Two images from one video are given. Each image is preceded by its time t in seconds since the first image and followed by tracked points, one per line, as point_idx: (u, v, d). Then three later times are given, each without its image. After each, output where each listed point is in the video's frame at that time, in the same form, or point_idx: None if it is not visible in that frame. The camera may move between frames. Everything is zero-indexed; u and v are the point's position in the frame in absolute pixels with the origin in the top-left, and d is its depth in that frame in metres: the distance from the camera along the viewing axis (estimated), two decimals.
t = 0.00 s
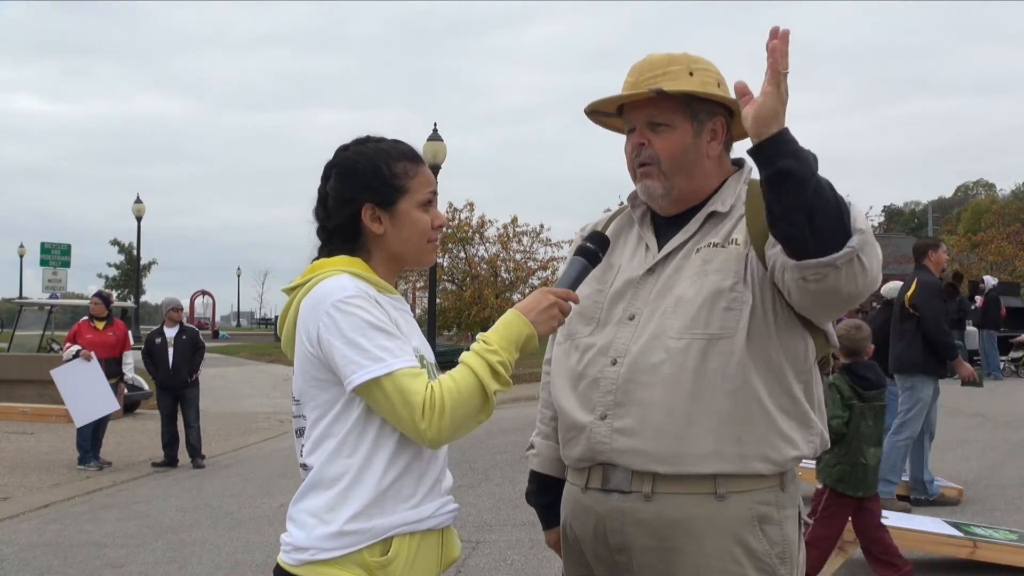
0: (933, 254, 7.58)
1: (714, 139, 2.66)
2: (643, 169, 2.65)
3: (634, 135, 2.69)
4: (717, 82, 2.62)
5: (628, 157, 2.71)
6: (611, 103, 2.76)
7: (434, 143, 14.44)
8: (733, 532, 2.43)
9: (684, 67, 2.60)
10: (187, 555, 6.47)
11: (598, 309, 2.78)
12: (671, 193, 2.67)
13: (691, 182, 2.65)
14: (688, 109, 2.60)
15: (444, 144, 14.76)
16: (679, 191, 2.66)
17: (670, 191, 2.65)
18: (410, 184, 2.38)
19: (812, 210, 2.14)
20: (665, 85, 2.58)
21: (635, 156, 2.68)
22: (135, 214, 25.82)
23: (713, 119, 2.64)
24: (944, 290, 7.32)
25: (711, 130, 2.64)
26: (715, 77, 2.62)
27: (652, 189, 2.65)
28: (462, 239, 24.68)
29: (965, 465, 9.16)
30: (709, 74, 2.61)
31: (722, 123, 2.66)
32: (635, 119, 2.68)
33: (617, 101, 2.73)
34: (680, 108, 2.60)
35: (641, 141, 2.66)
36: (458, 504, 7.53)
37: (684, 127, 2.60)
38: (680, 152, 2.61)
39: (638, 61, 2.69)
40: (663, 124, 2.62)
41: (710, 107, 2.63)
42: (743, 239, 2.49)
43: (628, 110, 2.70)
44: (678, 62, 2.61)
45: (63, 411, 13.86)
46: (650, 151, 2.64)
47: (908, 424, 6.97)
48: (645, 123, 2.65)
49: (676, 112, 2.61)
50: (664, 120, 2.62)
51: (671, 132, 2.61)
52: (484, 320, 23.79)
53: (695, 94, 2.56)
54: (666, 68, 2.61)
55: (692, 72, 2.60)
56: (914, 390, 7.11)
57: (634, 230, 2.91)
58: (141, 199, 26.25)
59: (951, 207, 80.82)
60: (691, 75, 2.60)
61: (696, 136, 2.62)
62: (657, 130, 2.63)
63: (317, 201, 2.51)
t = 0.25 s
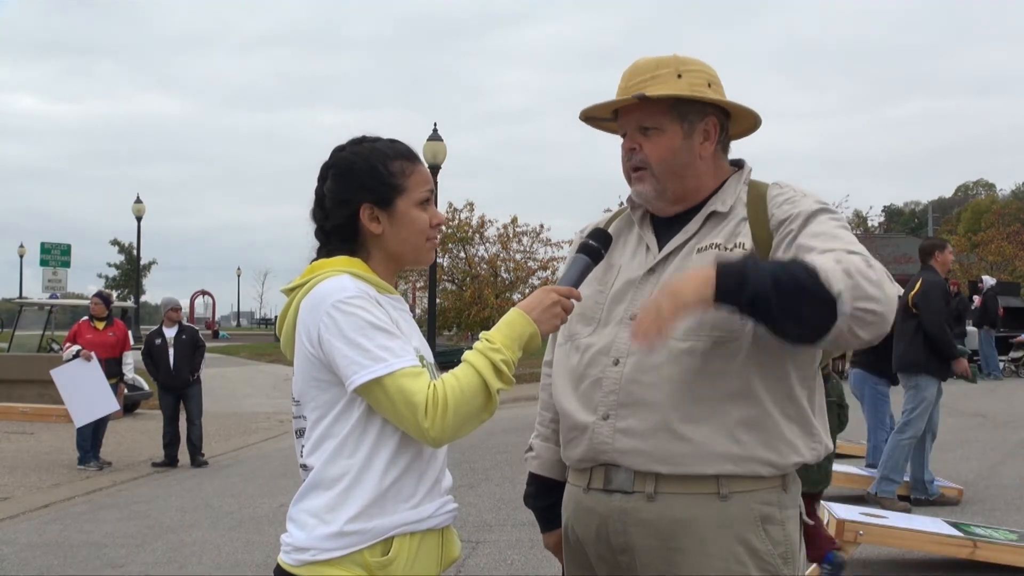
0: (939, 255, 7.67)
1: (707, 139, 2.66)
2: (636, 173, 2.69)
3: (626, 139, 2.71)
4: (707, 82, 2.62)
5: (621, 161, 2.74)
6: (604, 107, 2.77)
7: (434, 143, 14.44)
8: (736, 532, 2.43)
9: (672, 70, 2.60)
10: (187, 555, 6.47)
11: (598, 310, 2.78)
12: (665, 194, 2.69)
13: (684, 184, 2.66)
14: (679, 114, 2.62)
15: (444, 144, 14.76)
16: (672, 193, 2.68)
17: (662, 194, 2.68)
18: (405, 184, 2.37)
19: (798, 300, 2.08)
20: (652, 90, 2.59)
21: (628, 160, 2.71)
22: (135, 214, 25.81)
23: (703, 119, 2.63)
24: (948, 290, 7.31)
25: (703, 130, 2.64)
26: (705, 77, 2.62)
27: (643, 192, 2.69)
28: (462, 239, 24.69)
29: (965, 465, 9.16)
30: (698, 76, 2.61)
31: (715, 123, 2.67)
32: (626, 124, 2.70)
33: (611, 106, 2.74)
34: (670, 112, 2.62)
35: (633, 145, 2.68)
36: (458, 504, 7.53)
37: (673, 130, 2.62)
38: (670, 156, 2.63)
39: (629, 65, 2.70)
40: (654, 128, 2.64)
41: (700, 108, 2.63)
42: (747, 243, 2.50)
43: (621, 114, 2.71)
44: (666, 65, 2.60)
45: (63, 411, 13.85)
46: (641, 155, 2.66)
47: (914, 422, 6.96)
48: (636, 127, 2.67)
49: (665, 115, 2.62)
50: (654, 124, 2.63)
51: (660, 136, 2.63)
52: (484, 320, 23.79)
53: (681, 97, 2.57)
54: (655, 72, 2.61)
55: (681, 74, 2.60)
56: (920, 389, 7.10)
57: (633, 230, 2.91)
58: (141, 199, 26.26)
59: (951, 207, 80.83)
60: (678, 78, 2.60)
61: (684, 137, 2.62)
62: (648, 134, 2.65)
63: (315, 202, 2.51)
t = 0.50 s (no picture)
0: (949, 256, 7.68)
1: (693, 141, 2.65)
2: (622, 176, 2.71)
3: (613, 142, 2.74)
4: (692, 83, 2.60)
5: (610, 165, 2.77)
6: (597, 111, 2.79)
7: (434, 143, 14.44)
8: (729, 533, 2.41)
9: (654, 73, 2.60)
10: (187, 555, 6.47)
11: (595, 311, 2.78)
12: (650, 196, 2.70)
13: (669, 187, 2.66)
14: (662, 116, 2.62)
15: (444, 144, 14.76)
16: (658, 195, 2.69)
17: (647, 195, 2.70)
18: (406, 184, 2.37)
19: (846, 452, 2.22)
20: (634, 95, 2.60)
21: (615, 163, 2.73)
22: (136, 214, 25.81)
23: (687, 121, 2.63)
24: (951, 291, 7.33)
25: (688, 132, 2.64)
26: (690, 79, 2.60)
27: (627, 193, 2.72)
28: (462, 239, 24.69)
29: (965, 465, 9.16)
30: (681, 77, 2.59)
31: (701, 125, 2.65)
32: (613, 127, 2.72)
33: (602, 109, 2.75)
34: (655, 115, 2.62)
35: (620, 149, 2.70)
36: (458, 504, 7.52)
37: (655, 134, 2.63)
38: (652, 160, 2.64)
39: (618, 69, 2.71)
40: (638, 132, 2.65)
41: (684, 110, 2.63)
42: (743, 249, 2.50)
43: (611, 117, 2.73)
44: (648, 68, 2.61)
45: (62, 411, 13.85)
46: (626, 159, 2.69)
47: (915, 422, 6.97)
48: (621, 131, 2.68)
49: (649, 119, 2.63)
50: (637, 128, 2.65)
51: (644, 139, 2.64)
52: (484, 320, 23.79)
53: (661, 100, 2.57)
54: (639, 75, 2.62)
55: (664, 77, 2.60)
56: (920, 389, 7.11)
57: (630, 233, 2.90)
58: (141, 200, 26.26)
59: (951, 207, 80.83)
60: (660, 80, 2.59)
61: (666, 140, 2.62)
62: (633, 137, 2.66)
63: (316, 202, 2.51)
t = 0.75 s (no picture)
0: (957, 259, 7.67)
1: (701, 143, 2.66)
2: (632, 179, 2.70)
3: (620, 144, 2.73)
4: (701, 86, 2.61)
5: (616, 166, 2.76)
6: (599, 114, 2.78)
7: (434, 143, 14.44)
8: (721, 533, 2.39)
9: (662, 74, 2.60)
10: (187, 555, 6.47)
11: (597, 311, 2.78)
12: (659, 200, 2.70)
13: (679, 188, 2.66)
14: (672, 118, 2.62)
15: (444, 144, 14.76)
16: (667, 198, 2.69)
17: (658, 200, 2.69)
18: (410, 184, 2.38)
19: (832, 478, 2.31)
20: (644, 96, 2.60)
21: (623, 166, 2.72)
22: (135, 214, 25.80)
23: (696, 123, 2.64)
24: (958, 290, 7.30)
25: (697, 134, 2.65)
26: (698, 80, 2.61)
27: (637, 197, 2.70)
28: (462, 239, 24.69)
29: (965, 465, 9.16)
30: (690, 79, 2.60)
31: (709, 127, 2.66)
32: (619, 129, 2.71)
33: (606, 111, 2.74)
34: (664, 116, 2.62)
35: (627, 151, 2.70)
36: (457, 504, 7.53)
37: (666, 135, 2.63)
38: (663, 161, 2.63)
39: (623, 71, 2.70)
40: (647, 134, 2.64)
41: (693, 112, 2.64)
42: (748, 252, 2.50)
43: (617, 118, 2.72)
44: (657, 69, 2.61)
45: (62, 411, 13.85)
46: (636, 161, 2.67)
47: (914, 421, 6.98)
48: (629, 133, 2.68)
49: (658, 121, 2.63)
50: (647, 130, 2.64)
51: (654, 141, 2.64)
52: (484, 320, 23.79)
53: (672, 102, 2.57)
54: (646, 77, 2.62)
55: (673, 79, 2.60)
56: (919, 388, 7.11)
57: (634, 233, 2.90)
58: (141, 200, 26.26)
59: (951, 207, 80.85)
60: (669, 82, 2.59)
61: (676, 142, 2.63)
62: (642, 139, 2.66)
63: (317, 202, 2.51)
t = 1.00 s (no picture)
0: (964, 264, 7.77)
1: (720, 142, 2.67)
2: (651, 174, 2.67)
3: (637, 140, 2.71)
4: (721, 85, 2.61)
5: (632, 162, 2.73)
6: (615, 109, 2.76)
7: (434, 143, 14.44)
8: (725, 534, 2.39)
9: (685, 72, 2.59)
10: (187, 555, 6.47)
11: (602, 309, 2.79)
12: (676, 198, 2.68)
13: (697, 186, 2.65)
14: (694, 115, 2.62)
15: (444, 144, 14.76)
16: (684, 196, 2.68)
17: (676, 197, 2.67)
18: (414, 185, 2.38)
19: (806, 487, 2.28)
20: (669, 92, 2.58)
21: (641, 162, 2.69)
22: (135, 214, 25.80)
23: (717, 121, 2.65)
24: (962, 294, 7.36)
25: (717, 133, 2.65)
26: (719, 79, 2.62)
27: (656, 194, 2.68)
28: (462, 239, 24.69)
29: (965, 465, 9.16)
30: (712, 78, 2.60)
31: (727, 126, 2.67)
32: (636, 126, 2.69)
33: (621, 107, 2.72)
34: (687, 113, 2.62)
35: (646, 146, 2.67)
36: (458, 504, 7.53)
37: (689, 131, 2.62)
38: (685, 157, 2.62)
39: (639, 67, 2.69)
40: (668, 129, 2.63)
41: (714, 110, 2.64)
42: (752, 251, 2.50)
43: (632, 116, 2.71)
44: (680, 67, 2.60)
45: (62, 411, 13.85)
46: (656, 156, 2.65)
47: (913, 421, 6.98)
48: (650, 128, 2.66)
49: (681, 117, 2.62)
50: (668, 126, 2.63)
51: (676, 137, 2.63)
52: (484, 320, 23.80)
53: (697, 99, 2.56)
54: (667, 74, 2.60)
55: (696, 76, 2.59)
56: (918, 387, 7.11)
57: (642, 231, 2.90)
58: (141, 200, 26.26)
59: (950, 207, 80.89)
60: (692, 79, 2.58)
61: (698, 138, 2.63)
62: (663, 135, 2.64)
63: (320, 201, 2.51)
